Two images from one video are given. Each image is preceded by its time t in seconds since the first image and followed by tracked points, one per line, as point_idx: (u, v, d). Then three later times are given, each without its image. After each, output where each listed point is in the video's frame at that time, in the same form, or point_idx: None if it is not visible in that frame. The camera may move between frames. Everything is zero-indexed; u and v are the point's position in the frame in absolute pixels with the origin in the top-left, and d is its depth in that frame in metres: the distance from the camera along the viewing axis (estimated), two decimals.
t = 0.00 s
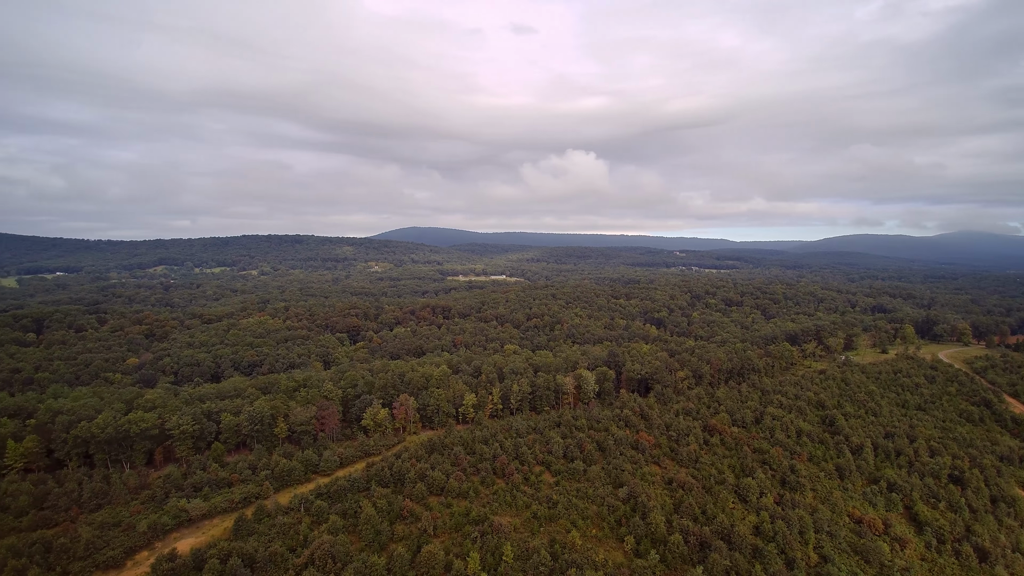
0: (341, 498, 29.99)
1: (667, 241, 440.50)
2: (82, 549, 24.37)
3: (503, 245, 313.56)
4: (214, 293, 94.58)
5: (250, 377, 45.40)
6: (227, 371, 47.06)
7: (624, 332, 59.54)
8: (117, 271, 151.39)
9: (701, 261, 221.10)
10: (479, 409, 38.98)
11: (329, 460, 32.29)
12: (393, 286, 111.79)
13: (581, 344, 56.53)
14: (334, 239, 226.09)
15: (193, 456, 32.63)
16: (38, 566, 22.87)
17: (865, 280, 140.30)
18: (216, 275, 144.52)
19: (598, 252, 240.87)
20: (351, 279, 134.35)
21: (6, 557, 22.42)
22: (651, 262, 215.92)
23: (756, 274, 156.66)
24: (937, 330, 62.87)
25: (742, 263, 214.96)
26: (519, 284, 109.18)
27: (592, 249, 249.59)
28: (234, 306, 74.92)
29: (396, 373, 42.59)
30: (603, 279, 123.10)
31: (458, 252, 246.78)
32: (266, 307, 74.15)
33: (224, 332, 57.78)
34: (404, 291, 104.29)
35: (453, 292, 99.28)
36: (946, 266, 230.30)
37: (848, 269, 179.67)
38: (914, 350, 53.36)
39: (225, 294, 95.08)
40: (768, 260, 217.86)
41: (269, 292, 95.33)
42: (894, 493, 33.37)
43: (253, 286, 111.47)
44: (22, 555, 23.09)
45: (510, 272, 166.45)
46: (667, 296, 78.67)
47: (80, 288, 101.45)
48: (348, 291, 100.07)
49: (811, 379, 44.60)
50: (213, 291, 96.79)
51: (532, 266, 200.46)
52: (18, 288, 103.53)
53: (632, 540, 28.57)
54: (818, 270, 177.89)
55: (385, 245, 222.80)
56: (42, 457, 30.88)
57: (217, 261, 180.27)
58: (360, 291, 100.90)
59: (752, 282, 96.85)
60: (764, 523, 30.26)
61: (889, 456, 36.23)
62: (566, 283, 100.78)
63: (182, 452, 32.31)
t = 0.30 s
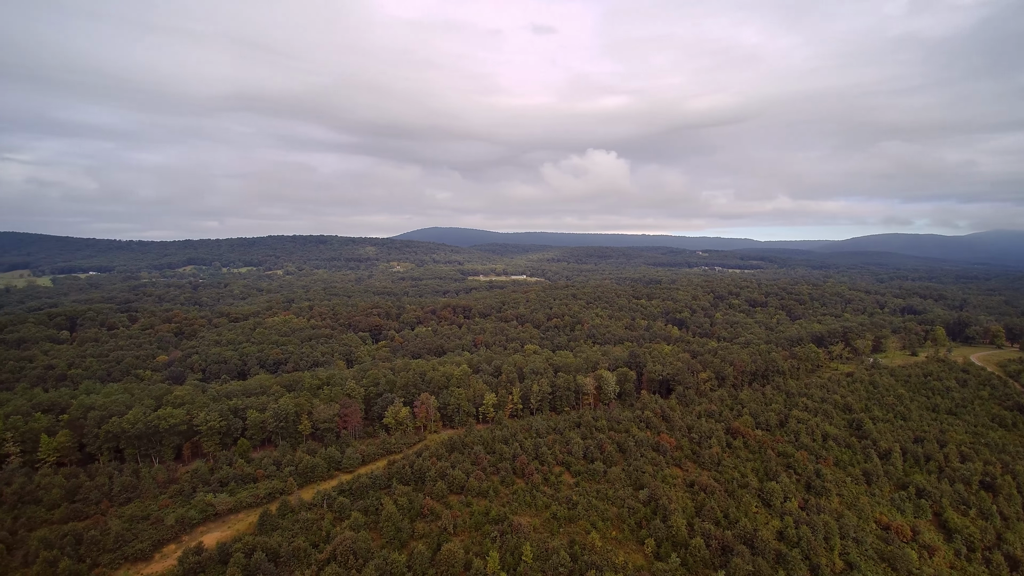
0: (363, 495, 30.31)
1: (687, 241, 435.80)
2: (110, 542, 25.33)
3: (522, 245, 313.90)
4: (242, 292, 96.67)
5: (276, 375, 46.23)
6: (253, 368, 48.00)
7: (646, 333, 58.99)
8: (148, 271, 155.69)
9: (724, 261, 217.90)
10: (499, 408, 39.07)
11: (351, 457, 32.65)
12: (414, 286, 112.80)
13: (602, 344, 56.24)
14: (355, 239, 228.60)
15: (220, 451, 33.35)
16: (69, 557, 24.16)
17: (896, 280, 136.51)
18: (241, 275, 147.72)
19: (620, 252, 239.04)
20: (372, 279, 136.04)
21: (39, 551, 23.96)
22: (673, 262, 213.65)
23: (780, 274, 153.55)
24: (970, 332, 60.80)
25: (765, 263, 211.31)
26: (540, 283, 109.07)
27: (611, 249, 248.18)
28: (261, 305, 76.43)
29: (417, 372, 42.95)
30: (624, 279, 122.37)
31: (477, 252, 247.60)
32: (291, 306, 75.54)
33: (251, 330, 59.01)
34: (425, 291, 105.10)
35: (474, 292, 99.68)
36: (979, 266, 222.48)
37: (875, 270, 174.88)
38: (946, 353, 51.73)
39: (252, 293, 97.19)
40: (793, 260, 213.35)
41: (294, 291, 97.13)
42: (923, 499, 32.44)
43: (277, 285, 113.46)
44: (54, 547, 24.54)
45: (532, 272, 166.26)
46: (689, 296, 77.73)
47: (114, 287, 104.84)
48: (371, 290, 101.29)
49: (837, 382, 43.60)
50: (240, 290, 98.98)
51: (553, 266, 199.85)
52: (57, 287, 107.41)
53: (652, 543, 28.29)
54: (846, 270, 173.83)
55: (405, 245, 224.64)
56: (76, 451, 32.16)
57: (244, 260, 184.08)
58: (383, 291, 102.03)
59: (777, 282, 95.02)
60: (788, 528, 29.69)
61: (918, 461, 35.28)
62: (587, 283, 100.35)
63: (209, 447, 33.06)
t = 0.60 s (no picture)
0: (387, 492, 30.63)
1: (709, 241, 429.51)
2: (143, 534, 26.29)
3: (543, 245, 313.50)
4: (270, 291, 98.76)
5: (303, 373, 47.03)
6: (281, 366, 48.96)
7: (670, 333, 58.27)
8: (179, 271, 160.23)
9: (751, 261, 213.86)
10: (521, 408, 39.10)
11: (376, 454, 33.02)
12: (438, 286, 113.77)
13: (625, 345, 55.81)
14: (377, 239, 231.24)
15: (249, 447, 34.09)
16: (102, 548, 25.15)
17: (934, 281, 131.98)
18: (267, 274, 150.93)
19: (644, 252, 236.44)
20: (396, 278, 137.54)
21: (73, 542, 25.02)
22: (698, 262, 210.62)
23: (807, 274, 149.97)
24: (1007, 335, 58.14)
25: (793, 263, 206.80)
26: (563, 283, 108.70)
27: (634, 249, 245.97)
28: (288, 304, 77.94)
29: (440, 371, 43.26)
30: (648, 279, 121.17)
31: (498, 252, 247.96)
32: (317, 305, 76.94)
33: (279, 328, 60.24)
34: (449, 290, 105.77)
35: (497, 292, 99.87)
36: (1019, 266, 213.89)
37: (906, 270, 169.48)
38: (984, 357, 49.84)
39: (280, 292, 99.29)
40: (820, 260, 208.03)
41: (320, 291, 98.86)
42: (957, 507, 31.35)
43: (302, 285, 115.50)
44: (88, 539, 25.61)
45: (555, 272, 165.86)
46: (715, 296, 76.50)
47: (149, 286, 108.37)
48: (395, 290, 102.40)
49: (868, 386, 42.45)
50: (269, 289, 101.24)
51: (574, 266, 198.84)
52: (94, 286, 111.53)
53: (676, 546, 27.96)
54: (879, 270, 168.94)
55: (426, 245, 226.26)
56: (110, 445, 33.15)
57: (271, 260, 188.09)
58: (407, 290, 102.98)
59: (806, 283, 92.86)
60: (816, 535, 29.01)
61: (952, 467, 34.14)
62: (611, 283, 99.68)
63: (238, 442, 33.87)
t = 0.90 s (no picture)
0: (410, 489, 30.89)
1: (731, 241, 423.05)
2: (173, 527, 27.07)
3: (564, 245, 312.80)
4: (296, 290, 100.64)
5: (328, 371, 47.77)
6: (307, 364, 49.80)
7: (694, 334, 57.51)
8: (211, 271, 163.67)
9: (778, 261, 209.77)
10: (543, 409, 39.05)
11: (399, 452, 33.35)
12: (459, 285, 114.45)
13: (648, 346, 55.30)
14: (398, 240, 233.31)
15: (276, 443, 34.75)
16: (134, 540, 26.02)
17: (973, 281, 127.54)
18: (292, 274, 153.89)
19: (669, 251, 233.31)
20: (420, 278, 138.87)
21: (106, 534, 26.06)
22: (723, 262, 207.52)
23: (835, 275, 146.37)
24: None
25: (820, 263, 202.23)
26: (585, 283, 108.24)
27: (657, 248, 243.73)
28: (314, 303, 79.28)
29: (463, 370, 43.49)
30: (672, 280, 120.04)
31: (518, 252, 247.90)
32: (341, 305, 78.12)
33: (305, 327, 61.35)
34: (471, 290, 106.20)
35: (519, 292, 99.96)
36: None
37: (938, 271, 164.04)
38: (1023, 361, 48.00)
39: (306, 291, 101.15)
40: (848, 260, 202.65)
41: (345, 290, 100.40)
42: (992, 515, 30.31)
43: (326, 284, 117.25)
44: (121, 531, 26.59)
45: (578, 273, 165.07)
46: (740, 296, 75.26)
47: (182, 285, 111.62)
48: (418, 290, 103.23)
49: (899, 389, 41.28)
50: (295, 289, 103.24)
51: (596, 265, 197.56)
52: (129, 285, 115.23)
53: (699, 550, 27.58)
54: (914, 271, 164.20)
55: (446, 245, 227.38)
56: (143, 440, 34.16)
57: (302, 260, 191.35)
58: (430, 290, 103.73)
59: (835, 283, 90.78)
60: (844, 541, 28.32)
61: (987, 474, 33.03)
62: (635, 283, 98.90)
63: (265, 438, 34.52)
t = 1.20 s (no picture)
0: (431, 488, 31.08)
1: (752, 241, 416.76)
2: (200, 521, 27.74)
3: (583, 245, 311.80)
4: (320, 290, 102.21)
5: (351, 369, 48.41)
6: (330, 362, 50.56)
7: (717, 335, 56.72)
8: (238, 271, 166.52)
9: (804, 261, 205.72)
10: (564, 409, 38.94)
11: (420, 450, 33.59)
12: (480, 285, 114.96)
13: (671, 347, 54.73)
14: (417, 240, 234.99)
15: (301, 440, 35.31)
16: (163, 533, 26.77)
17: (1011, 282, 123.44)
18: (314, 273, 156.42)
19: (690, 251, 230.16)
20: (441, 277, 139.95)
21: (136, 527, 26.88)
22: (747, 261, 204.29)
23: (861, 275, 142.90)
24: None
25: (847, 263, 197.81)
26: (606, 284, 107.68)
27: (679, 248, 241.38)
28: (337, 303, 80.42)
29: (484, 370, 43.64)
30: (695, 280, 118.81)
31: (538, 252, 247.56)
32: (363, 304, 79.15)
33: (330, 326, 62.30)
34: (492, 290, 106.53)
35: (540, 292, 99.93)
36: None
37: (971, 271, 158.52)
38: None
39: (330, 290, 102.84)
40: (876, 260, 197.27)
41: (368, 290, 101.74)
42: None
43: (349, 283, 118.90)
44: (150, 524, 27.36)
45: (597, 273, 164.10)
46: (765, 296, 73.97)
47: (209, 284, 114.40)
48: (439, 289, 103.94)
49: (930, 393, 40.12)
50: (320, 288, 104.98)
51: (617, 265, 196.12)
52: (159, 284, 118.56)
53: (722, 555, 27.21)
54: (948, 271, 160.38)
55: (465, 245, 228.20)
56: (172, 435, 35.00)
57: (322, 260, 194.54)
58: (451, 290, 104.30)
59: (864, 284, 88.58)
60: (871, 548, 27.65)
61: (1022, 482, 31.94)
62: (657, 284, 98.12)
63: (290, 435, 35.12)
